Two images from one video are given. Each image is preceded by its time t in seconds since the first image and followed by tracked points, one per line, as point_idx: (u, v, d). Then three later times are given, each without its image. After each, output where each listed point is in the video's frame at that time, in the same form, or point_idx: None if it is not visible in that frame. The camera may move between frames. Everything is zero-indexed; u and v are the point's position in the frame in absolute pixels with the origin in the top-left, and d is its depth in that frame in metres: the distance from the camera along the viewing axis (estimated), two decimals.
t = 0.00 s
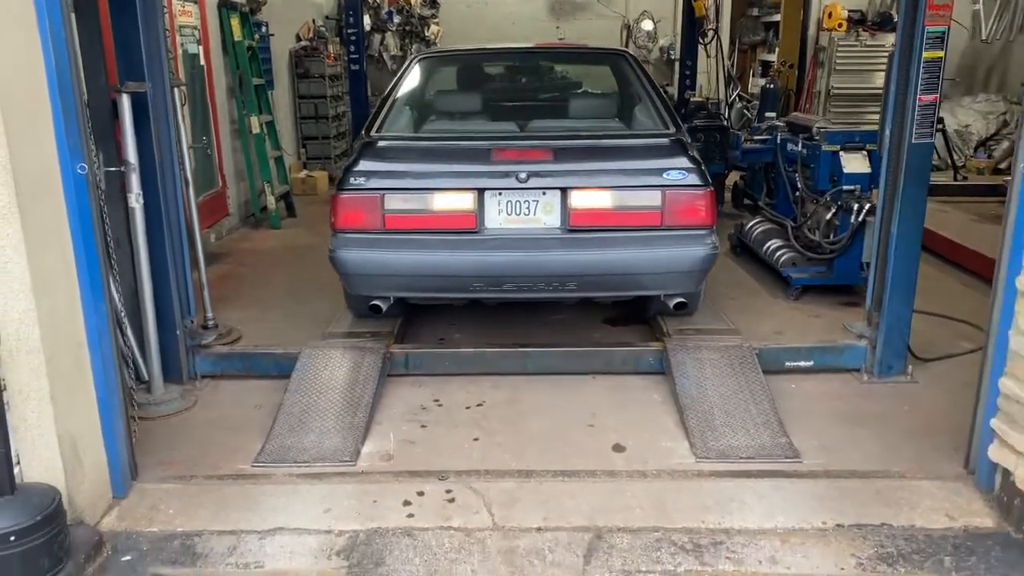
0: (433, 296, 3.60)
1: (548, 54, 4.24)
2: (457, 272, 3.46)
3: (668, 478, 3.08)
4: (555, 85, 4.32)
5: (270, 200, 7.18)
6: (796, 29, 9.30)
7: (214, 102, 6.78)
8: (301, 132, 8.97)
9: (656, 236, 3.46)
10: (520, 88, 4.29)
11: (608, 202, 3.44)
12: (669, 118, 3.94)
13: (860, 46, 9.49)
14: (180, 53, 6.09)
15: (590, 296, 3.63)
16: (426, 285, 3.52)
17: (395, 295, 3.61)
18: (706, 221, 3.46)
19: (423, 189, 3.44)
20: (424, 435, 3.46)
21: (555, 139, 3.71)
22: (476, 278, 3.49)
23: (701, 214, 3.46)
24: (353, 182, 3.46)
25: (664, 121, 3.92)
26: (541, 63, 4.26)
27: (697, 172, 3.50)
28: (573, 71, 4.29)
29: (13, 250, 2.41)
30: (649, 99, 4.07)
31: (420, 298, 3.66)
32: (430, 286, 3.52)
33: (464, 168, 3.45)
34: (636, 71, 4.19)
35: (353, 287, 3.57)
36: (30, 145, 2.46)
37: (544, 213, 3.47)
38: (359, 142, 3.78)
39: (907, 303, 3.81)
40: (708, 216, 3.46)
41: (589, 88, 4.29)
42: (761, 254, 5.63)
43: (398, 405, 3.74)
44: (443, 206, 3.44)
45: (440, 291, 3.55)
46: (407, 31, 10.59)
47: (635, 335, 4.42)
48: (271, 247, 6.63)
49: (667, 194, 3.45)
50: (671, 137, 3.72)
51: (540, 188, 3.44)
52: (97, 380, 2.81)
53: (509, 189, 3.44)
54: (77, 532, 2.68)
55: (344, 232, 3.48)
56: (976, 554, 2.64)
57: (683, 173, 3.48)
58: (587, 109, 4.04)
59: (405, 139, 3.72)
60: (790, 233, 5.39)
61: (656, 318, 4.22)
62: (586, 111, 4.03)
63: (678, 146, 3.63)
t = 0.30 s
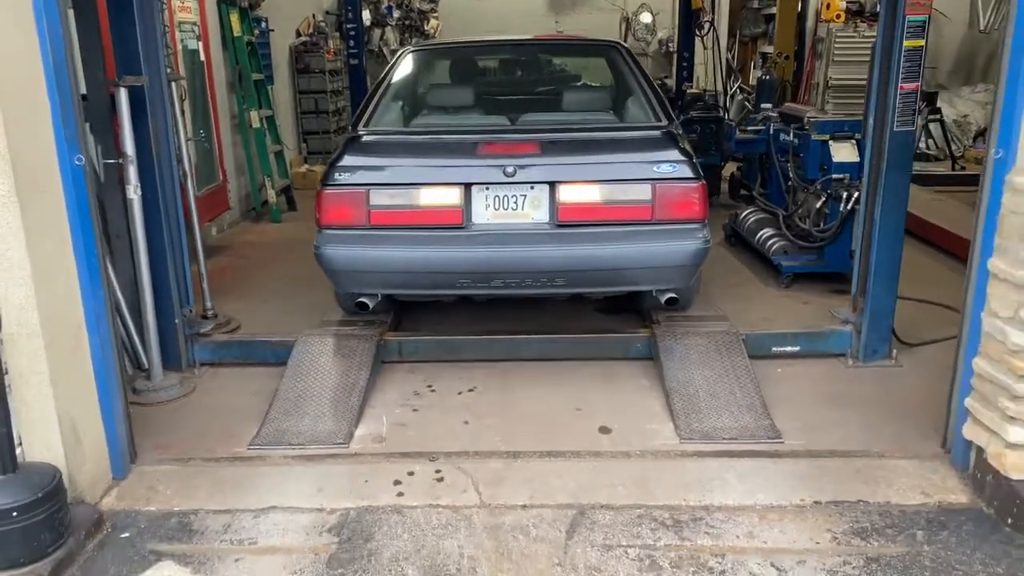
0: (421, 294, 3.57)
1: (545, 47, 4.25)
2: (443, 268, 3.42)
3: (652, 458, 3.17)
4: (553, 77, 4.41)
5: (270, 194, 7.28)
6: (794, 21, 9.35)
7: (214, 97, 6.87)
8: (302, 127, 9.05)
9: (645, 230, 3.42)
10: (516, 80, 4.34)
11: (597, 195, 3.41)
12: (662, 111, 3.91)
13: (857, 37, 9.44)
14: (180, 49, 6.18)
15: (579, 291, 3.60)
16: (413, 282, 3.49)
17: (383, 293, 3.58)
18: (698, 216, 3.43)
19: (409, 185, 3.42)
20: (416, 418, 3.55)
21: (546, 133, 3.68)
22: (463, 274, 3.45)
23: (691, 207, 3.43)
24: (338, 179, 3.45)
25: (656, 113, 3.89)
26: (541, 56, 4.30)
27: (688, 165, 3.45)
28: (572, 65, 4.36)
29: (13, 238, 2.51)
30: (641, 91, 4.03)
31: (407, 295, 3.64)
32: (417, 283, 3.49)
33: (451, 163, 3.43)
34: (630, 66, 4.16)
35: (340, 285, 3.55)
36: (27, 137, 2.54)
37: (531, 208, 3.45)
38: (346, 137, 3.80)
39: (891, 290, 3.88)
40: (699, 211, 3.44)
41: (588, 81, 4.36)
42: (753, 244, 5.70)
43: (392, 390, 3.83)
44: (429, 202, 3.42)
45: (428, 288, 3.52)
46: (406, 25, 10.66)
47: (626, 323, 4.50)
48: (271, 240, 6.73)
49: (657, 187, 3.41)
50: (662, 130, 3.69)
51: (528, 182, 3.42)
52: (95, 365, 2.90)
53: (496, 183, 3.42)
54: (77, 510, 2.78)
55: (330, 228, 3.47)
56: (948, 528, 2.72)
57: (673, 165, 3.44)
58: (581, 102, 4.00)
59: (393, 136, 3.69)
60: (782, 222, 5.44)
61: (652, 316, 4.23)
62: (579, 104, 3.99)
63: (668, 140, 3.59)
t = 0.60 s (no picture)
0: (420, 288, 3.39)
1: (550, 35, 4.22)
2: (440, 261, 3.24)
3: (652, 435, 3.24)
4: (560, 67, 4.46)
5: (281, 186, 7.39)
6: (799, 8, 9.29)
7: (224, 90, 6.96)
8: (311, 120, 9.15)
9: (651, 219, 3.21)
10: (521, 68, 4.45)
11: (599, 183, 3.21)
12: (667, 97, 3.76)
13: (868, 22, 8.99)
14: (190, 44, 6.27)
15: (586, 285, 3.40)
16: (410, 276, 3.32)
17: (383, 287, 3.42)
18: (705, 203, 3.22)
19: (407, 175, 3.26)
20: (422, 400, 3.63)
21: (546, 121, 3.48)
22: (462, 267, 3.27)
23: (698, 195, 3.22)
24: (335, 170, 3.30)
25: (661, 101, 3.73)
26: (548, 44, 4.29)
27: (694, 152, 3.25)
28: (578, 55, 4.33)
29: (29, 224, 2.60)
30: (646, 78, 3.89)
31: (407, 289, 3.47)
32: (414, 276, 3.32)
33: (448, 152, 3.26)
34: (634, 52, 4.07)
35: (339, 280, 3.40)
36: (42, 127, 2.63)
37: (533, 198, 3.26)
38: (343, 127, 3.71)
39: (891, 272, 3.91)
40: (706, 198, 3.23)
41: (595, 69, 4.31)
42: (758, 228, 5.74)
43: (399, 373, 3.91)
44: (428, 193, 3.26)
45: (425, 281, 3.34)
46: (413, 18, 10.72)
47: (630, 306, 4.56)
48: (283, 231, 6.84)
49: (662, 174, 3.21)
50: (668, 115, 3.49)
51: (529, 170, 3.23)
52: (111, 347, 3.00)
53: (495, 172, 3.24)
54: (95, 487, 2.88)
55: (328, 221, 3.32)
56: (943, 499, 2.77)
57: (679, 152, 3.23)
58: (585, 89, 3.88)
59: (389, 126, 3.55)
60: (786, 206, 5.50)
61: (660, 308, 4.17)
62: (582, 92, 3.87)
63: (675, 124, 3.39)
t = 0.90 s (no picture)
0: (424, 283, 3.46)
1: (548, 30, 4.26)
2: (444, 256, 3.31)
3: (656, 419, 3.31)
4: (557, 61, 4.51)
5: (284, 186, 7.46)
6: None
7: (225, 91, 7.03)
8: (312, 120, 9.22)
9: (651, 210, 3.26)
10: (517, 64, 4.46)
11: (599, 175, 3.27)
12: (666, 87, 3.83)
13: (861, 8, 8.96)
14: (191, 47, 6.34)
15: (588, 276, 3.46)
16: (414, 272, 3.38)
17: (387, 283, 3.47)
18: (705, 193, 3.26)
19: (408, 172, 3.32)
20: (431, 391, 3.71)
21: (544, 115, 3.53)
22: (465, 261, 3.33)
23: (698, 184, 3.26)
24: (336, 168, 3.35)
25: (660, 90, 3.81)
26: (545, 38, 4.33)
27: (693, 142, 3.30)
28: (575, 48, 4.40)
29: (46, 228, 2.68)
30: (644, 68, 3.96)
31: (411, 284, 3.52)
32: (418, 271, 3.38)
33: (449, 148, 3.32)
34: (631, 43, 4.12)
35: (343, 277, 3.46)
36: (56, 131, 2.72)
37: (534, 191, 3.32)
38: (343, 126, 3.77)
39: (887, 255, 3.99)
40: (706, 188, 3.26)
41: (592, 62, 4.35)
42: (757, 216, 5.81)
43: (408, 366, 3.99)
44: (430, 189, 3.31)
45: (429, 276, 3.40)
46: (410, 16, 10.76)
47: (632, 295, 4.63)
48: (287, 230, 6.92)
49: (662, 165, 3.26)
50: (665, 106, 3.55)
51: (529, 164, 3.30)
52: (127, 345, 3.08)
53: (497, 167, 3.30)
54: (115, 482, 2.97)
55: (331, 219, 3.36)
56: (940, 474, 2.85)
57: (678, 142, 3.29)
58: (584, 82, 3.94)
59: (388, 123, 3.59)
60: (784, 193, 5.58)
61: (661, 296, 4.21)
62: (580, 85, 3.94)
63: (673, 115, 3.44)
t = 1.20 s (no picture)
0: (424, 276, 3.46)
1: (536, 22, 4.32)
2: (443, 249, 3.31)
3: (655, 402, 3.39)
4: (548, 54, 4.44)
5: (277, 182, 7.49)
6: None
7: (217, 88, 7.05)
8: (302, 116, 9.24)
9: (649, 199, 3.30)
10: (509, 57, 4.42)
11: (597, 166, 3.29)
12: (660, 77, 3.90)
13: None
14: (183, 45, 6.36)
15: (586, 266, 3.48)
16: (413, 265, 3.38)
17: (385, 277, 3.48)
18: (701, 181, 3.31)
19: (406, 165, 3.31)
20: (433, 380, 3.78)
21: (540, 106, 3.58)
22: (464, 254, 3.33)
23: (695, 173, 3.30)
24: (333, 162, 3.34)
25: (655, 81, 3.87)
26: (535, 31, 4.37)
27: (690, 131, 3.34)
28: (565, 41, 4.37)
29: (55, 224, 2.72)
30: (638, 60, 4.03)
31: (409, 278, 3.53)
32: (417, 265, 3.38)
33: (446, 141, 3.32)
34: (624, 35, 4.18)
35: (341, 272, 3.45)
36: (64, 127, 2.76)
37: (533, 182, 3.33)
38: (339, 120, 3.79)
39: (878, 238, 4.07)
40: (701, 176, 3.31)
41: (582, 55, 4.36)
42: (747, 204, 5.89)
43: (409, 356, 4.05)
44: (428, 181, 3.31)
45: (428, 270, 3.40)
46: (399, 11, 10.78)
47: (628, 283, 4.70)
48: (282, 226, 6.96)
49: (659, 154, 3.30)
50: (661, 96, 3.61)
51: (527, 156, 3.31)
52: (134, 337, 3.13)
53: (495, 159, 3.31)
54: (127, 473, 3.02)
55: (329, 213, 3.35)
56: (933, 448, 2.94)
57: (675, 132, 3.32)
58: (577, 75, 4.00)
59: (384, 117, 3.61)
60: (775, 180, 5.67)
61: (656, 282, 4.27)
62: (574, 77, 4.00)
63: (669, 105, 3.49)
